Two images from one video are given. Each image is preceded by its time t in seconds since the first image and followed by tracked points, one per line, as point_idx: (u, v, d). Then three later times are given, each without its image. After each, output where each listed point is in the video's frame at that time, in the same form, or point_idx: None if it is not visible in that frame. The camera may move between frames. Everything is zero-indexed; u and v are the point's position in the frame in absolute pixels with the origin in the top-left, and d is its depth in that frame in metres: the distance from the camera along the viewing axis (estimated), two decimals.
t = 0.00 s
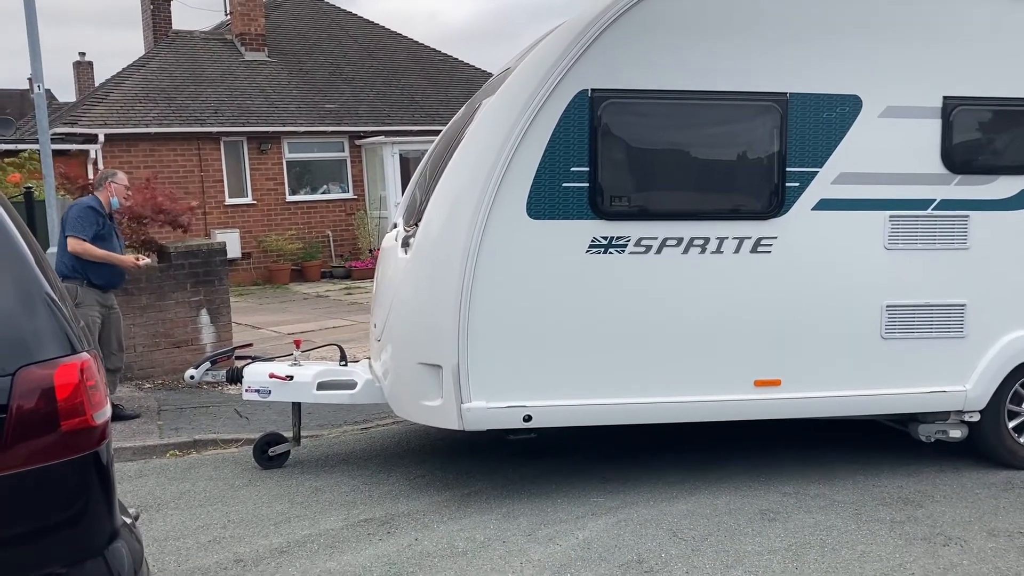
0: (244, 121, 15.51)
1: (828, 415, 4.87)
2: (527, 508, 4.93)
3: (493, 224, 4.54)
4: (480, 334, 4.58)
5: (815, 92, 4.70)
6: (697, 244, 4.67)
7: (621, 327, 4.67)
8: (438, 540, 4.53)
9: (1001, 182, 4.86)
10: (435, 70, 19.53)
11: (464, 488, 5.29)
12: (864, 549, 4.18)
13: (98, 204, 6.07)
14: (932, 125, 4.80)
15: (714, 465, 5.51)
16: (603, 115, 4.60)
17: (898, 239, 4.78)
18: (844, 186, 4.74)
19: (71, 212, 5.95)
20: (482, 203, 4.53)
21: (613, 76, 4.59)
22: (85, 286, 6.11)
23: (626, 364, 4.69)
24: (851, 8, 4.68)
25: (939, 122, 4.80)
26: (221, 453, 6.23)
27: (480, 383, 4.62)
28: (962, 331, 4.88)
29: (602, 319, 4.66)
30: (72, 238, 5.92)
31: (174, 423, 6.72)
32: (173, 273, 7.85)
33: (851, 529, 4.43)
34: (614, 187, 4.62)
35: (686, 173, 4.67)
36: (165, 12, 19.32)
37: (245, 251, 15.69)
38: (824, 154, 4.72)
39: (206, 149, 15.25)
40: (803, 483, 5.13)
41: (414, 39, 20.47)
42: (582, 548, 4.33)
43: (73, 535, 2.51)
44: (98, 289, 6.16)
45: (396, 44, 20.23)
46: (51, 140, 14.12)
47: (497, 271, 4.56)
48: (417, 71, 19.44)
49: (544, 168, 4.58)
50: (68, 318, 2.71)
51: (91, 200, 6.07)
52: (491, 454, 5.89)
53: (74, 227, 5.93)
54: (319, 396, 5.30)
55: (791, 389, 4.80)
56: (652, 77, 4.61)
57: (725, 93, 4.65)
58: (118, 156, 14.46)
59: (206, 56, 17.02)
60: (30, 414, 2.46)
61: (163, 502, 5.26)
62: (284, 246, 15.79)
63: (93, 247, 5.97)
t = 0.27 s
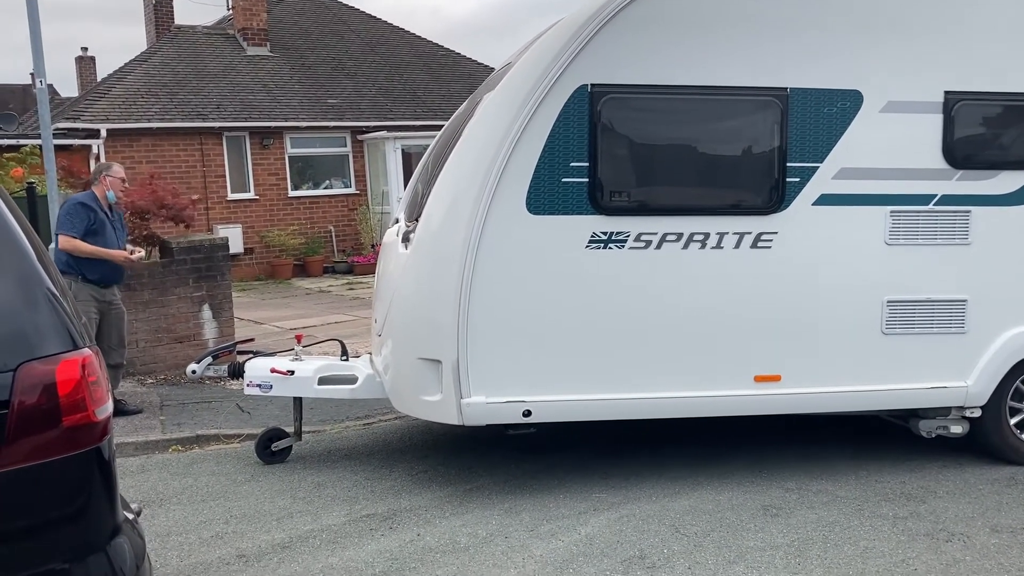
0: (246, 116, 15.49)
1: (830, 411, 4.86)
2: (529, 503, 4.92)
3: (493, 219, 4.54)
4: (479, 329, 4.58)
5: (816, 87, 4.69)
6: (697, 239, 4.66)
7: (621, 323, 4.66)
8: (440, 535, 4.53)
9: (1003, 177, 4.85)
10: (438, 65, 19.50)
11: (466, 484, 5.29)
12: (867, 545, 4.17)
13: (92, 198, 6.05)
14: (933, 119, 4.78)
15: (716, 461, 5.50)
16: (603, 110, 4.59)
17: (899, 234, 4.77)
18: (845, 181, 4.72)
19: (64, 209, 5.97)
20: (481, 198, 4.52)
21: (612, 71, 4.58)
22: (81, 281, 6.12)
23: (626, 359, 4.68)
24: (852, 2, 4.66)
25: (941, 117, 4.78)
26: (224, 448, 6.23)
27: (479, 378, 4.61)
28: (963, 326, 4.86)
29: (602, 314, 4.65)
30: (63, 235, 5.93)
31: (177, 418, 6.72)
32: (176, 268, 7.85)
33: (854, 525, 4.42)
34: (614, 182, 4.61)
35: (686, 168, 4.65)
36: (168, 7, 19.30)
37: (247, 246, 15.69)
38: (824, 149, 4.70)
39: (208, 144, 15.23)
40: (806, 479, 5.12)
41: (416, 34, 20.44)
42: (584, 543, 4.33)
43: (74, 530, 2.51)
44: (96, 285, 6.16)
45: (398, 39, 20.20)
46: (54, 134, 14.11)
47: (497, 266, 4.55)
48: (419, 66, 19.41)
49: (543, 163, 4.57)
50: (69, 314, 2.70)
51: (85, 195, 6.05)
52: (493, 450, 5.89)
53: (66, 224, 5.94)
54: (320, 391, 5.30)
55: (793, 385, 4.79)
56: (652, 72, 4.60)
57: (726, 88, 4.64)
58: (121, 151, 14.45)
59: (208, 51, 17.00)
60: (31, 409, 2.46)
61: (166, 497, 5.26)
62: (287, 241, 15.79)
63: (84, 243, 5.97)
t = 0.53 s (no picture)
0: (243, 111, 15.46)
1: (824, 406, 4.87)
2: (526, 498, 4.92)
3: (486, 214, 4.53)
4: (473, 323, 4.57)
5: (810, 82, 4.68)
6: (690, 234, 4.66)
7: (615, 317, 4.66)
8: (437, 530, 4.53)
9: (998, 172, 4.84)
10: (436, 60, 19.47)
11: (463, 478, 5.29)
12: (864, 539, 4.18)
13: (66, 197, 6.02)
14: (928, 114, 4.77)
15: (713, 455, 5.50)
16: (597, 105, 4.58)
17: (893, 229, 4.76)
18: (839, 176, 4.72)
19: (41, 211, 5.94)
20: (475, 193, 4.51)
21: (606, 65, 4.57)
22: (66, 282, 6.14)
23: (621, 353, 4.68)
24: None
25: (936, 111, 4.77)
26: (221, 443, 6.23)
27: (473, 372, 4.61)
28: (957, 322, 4.86)
29: (596, 308, 4.65)
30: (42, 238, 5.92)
31: (174, 413, 6.72)
32: (173, 263, 7.83)
33: (850, 519, 4.43)
34: (608, 177, 4.60)
35: (680, 162, 4.65)
36: (165, 2, 19.25)
37: (245, 241, 15.67)
38: (818, 144, 4.70)
39: (206, 138, 15.20)
40: (803, 474, 5.12)
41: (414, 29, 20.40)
42: (581, 538, 4.33)
43: (70, 525, 2.50)
44: (82, 283, 6.17)
45: (396, 34, 20.16)
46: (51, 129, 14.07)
47: (490, 260, 4.55)
48: (417, 61, 19.38)
49: (537, 158, 4.56)
50: (64, 309, 2.70)
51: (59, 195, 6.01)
52: (490, 444, 5.89)
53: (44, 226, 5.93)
54: (315, 385, 5.30)
55: (788, 380, 4.80)
56: (646, 67, 4.59)
57: (720, 83, 4.63)
58: (118, 146, 14.42)
59: (205, 46, 16.96)
60: (25, 404, 2.45)
61: (163, 492, 5.26)
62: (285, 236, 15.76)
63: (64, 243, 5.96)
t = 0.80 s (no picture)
0: (237, 105, 15.42)
1: (814, 399, 4.88)
2: (518, 491, 4.93)
3: (474, 208, 4.54)
4: (460, 316, 4.58)
5: (798, 76, 4.69)
6: (678, 228, 4.67)
7: (604, 311, 4.67)
8: (428, 523, 4.54)
9: (985, 167, 4.86)
10: (430, 55, 19.43)
11: (456, 472, 5.29)
12: (853, 533, 4.20)
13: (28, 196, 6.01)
14: (915, 109, 4.78)
15: (704, 449, 5.52)
16: (584, 100, 4.58)
17: (881, 224, 4.78)
18: (827, 171, 4.73)
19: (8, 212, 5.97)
20: (462, 187, 4.52)
21: (594, 60, 4.57)
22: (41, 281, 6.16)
23: (609, 347, 4.69)
24: None
25: (923, 106, 4.79)
26: (214, 437, 6.23)
27: (461, 365, 4.62)
28: (945, 316, 4.88)
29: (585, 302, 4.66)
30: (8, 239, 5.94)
31: (166, 407, 6.71)
32: (165, 257, 7.82)
33: (840, 512, 4.45)
34: (596, 171, 4.61)
35: (667, 157, 4.66)
36: None
37: (238, 236, 15.64)
38: (806, 138, 4.70)
39: (199, 133, 15.15)
40: (794, 467, 5.14)
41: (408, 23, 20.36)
42: (572, 531, 4.34)
43: (60, 516, 2.50)
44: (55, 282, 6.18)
45: (390, 29, 20.12)
46: (43, 123, 14.01)
47: (478, 254, 4.55)
48: (411, 55, 19.33)
49: (525, 152, 4.56)
50: (53, 301, 2.69)
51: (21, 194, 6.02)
52: (483, 438, 5.90)
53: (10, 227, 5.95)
54: (306, 377, 5.29)
55: (778, 373, 4.81)
56: (634, 62, 4.59)
57: (709, 78, 4.64)
58: (111, 140, 14.37)
59: (199, 40, 16.90)
60: (15, 396, 2.45)
61: (155, 486, 5.25)
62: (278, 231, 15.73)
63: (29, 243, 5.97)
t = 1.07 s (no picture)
0: (223, 99, 15.30)
1: (801, 395, 4.87)
2: (506, 487, 4.90)
3: (457, 203, 4.51)
4: (444, 311, 4.56)
5: (784, 71, 4.66)
6: (663, 223, 4.65)
7: (590, 306, 4.65)
8: (416, 519, 4.50)
9: (970, 164, 4.86)
10: (418, 50, 19.35)
11: (444, 468, 5.25)
12: (843, 529, 4.19)
13: None
14: (902, 105, 4.77)
15: (693, 445, 5.50)
16: (569, 93, 4.54)
17: (866, 220, 4.77)
18: (812, 167, 4.72)
19: None
20: (446, 181, 4.49)
21: (579, 53, 4.53)
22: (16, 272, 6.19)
23: (595, 342, 4.67)
24: None
25: (909, 102, 4.77)
26: (199, 433, 6.16)
27: (445, 360, 4.59)
28: (930, 312, 4.88)
29: (570, 297, 4.63)
30: None
31: (151, 403, 6.64)
32: (150, 251, 7.74)
33: (829, 509, 4.44)
34: (581, 166, 4.58)
35: (652, 151, 4.63)
36: None
37: (225, 230, 15.52)
38: (792, 134, 4.69)
39: (185, 126, 15.01)
40: (783, 464, 5.13)
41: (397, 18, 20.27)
42: (560, 528, 4.31)
43: (38, 512, 2.45)
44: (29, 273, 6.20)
45: (379, 23, 20.03)
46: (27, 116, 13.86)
47: (462, 249, 4.53)
48: (400, 50, 19.25)
49: (509, 146, 4.53)
50: (32, 294, 2.64)
51: None
52: (470, 434, 5.86)
53: None
54: (291, 372, 5.24)
55: (765, 369, 4.80)
56: (620, 56, 4.56)
57: (695, 72, 4.61)
58: (95, 133, 14.23)
59: (185, 33, 16.76)
60: None
61: (139, 482, 5.19)
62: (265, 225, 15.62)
63: None
